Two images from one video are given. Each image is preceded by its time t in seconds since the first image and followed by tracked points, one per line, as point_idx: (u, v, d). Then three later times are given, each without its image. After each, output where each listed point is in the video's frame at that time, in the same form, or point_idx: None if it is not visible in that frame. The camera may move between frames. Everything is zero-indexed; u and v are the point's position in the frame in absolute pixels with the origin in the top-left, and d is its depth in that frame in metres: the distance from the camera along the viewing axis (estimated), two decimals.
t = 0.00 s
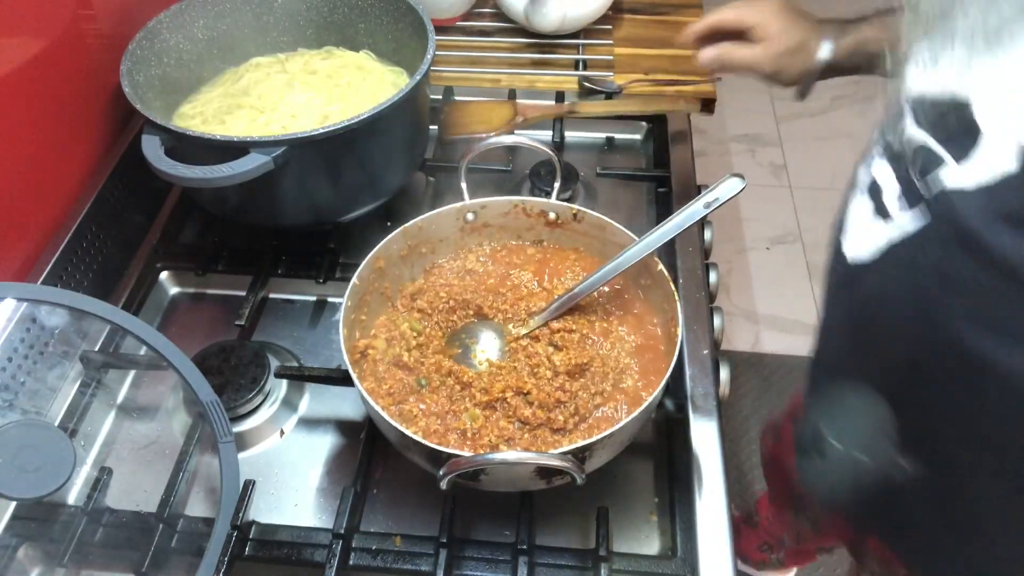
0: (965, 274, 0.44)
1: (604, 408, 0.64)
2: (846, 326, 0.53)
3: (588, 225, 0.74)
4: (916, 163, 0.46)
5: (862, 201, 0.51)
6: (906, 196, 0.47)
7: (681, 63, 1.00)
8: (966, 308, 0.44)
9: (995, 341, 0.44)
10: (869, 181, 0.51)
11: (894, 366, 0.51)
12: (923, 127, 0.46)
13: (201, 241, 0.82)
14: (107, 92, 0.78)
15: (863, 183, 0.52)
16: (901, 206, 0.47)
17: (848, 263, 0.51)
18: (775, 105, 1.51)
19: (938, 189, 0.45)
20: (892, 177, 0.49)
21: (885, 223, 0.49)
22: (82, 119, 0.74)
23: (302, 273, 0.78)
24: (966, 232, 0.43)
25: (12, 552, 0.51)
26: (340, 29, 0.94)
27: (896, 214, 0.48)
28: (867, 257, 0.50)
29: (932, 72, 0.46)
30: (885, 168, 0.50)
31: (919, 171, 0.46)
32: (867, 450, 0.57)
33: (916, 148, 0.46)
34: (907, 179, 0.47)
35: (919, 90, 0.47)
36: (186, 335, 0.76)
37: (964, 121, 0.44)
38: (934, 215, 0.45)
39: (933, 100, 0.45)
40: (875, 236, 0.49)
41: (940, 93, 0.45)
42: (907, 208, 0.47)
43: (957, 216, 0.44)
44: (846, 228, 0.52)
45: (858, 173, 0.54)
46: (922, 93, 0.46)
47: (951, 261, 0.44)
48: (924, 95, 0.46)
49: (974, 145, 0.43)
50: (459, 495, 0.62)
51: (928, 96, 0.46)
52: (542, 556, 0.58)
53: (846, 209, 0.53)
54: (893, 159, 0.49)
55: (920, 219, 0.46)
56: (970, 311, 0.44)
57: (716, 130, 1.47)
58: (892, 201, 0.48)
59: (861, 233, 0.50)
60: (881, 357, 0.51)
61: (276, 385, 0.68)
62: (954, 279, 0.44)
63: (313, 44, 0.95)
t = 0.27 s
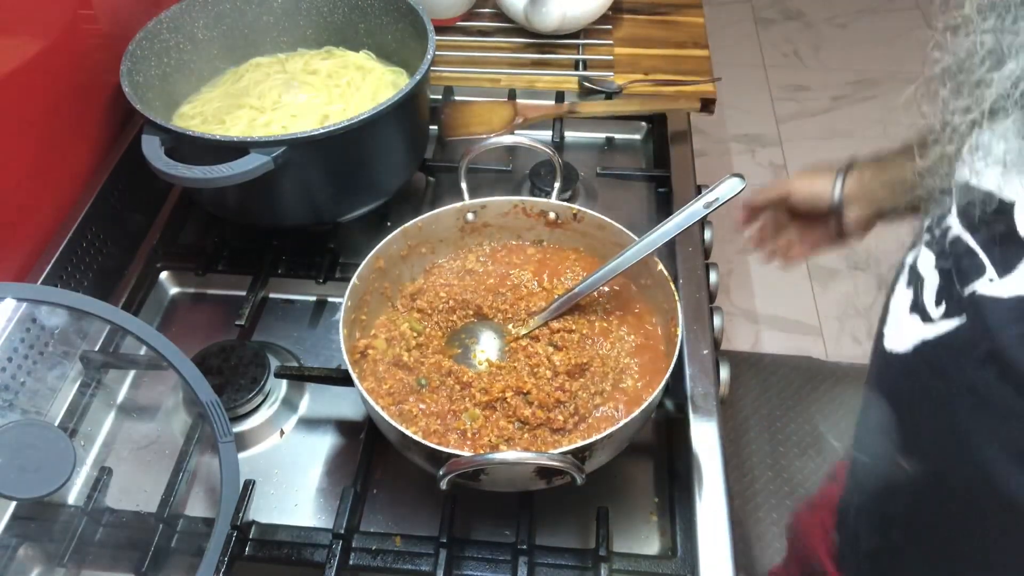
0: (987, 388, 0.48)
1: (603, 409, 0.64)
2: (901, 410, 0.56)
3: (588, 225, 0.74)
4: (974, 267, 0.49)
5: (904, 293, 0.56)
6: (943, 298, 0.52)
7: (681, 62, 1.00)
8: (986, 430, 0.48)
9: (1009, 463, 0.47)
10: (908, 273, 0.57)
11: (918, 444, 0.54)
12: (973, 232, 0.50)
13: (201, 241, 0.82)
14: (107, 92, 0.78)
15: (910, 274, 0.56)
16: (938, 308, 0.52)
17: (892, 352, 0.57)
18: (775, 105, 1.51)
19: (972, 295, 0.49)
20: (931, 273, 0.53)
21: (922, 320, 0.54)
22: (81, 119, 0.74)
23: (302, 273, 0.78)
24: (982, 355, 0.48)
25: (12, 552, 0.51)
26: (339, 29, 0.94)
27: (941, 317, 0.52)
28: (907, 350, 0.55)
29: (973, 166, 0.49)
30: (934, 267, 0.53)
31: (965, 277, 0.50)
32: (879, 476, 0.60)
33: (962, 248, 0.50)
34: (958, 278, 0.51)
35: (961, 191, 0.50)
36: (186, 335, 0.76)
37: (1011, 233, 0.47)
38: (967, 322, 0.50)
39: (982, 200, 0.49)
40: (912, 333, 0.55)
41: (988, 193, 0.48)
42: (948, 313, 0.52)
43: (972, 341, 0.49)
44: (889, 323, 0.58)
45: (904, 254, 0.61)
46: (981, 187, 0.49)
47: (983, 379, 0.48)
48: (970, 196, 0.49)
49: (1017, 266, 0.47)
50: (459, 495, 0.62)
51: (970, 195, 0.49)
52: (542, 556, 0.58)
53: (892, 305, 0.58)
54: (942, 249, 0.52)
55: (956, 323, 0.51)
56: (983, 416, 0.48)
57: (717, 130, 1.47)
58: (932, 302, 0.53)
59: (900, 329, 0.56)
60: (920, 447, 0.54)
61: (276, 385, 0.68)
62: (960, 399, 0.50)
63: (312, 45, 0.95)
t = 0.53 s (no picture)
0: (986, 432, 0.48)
1: (603, 409, 0.64)
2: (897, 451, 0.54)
3: (588, 225, 0.74)
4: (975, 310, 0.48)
5: (901, 333, 0.54)
6: (943, 341, 0.50)
7: (681, 63, 1.00)
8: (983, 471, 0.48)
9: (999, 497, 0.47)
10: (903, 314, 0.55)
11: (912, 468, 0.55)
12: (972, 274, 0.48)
13: (201, 241, 0.82)
14: (107, 92, 0.78)
15: (905, 315, 0.54)
16: (937, 351, 0.51)
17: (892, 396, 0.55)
18: (775, 105, 1.51)
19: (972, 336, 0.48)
20: (928, 315, 0.51)
21: (921, 364, 0.52)
22: (81, 119, 0.74)
23: (302, 273, 0.78)
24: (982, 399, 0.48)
25: (12, 551, 0.51)
26: (339, 29, 0.94)
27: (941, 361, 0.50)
28: (907, 393, 0.53)
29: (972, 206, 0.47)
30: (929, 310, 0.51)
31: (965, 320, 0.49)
32: (880, 480, 0.60)
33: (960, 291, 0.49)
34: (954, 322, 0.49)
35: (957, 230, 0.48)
36: (186, 335, 0.76)
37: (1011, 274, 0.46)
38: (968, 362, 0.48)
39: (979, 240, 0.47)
40: (911, 375, 0.53)
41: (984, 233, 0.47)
42: (948, 356, 0.50)
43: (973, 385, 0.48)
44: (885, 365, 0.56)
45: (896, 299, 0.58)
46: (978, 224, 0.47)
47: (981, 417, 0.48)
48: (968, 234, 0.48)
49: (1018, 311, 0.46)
50: (459, 495, 0.62)
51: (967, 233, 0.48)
52: (542, 556, 0.58)
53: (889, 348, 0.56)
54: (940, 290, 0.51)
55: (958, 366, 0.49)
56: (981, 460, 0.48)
57: (717, 130, 1.47)
58: (931, 345, 0.51)
59: (901, 369, 0.54)
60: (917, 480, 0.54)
61: (276, 384, 0.68)
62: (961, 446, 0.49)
63: (312, 45, 0.95)
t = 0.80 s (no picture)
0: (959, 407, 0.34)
1: (603, 409, 0.64)
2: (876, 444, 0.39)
3: (588, 225, 0.74)
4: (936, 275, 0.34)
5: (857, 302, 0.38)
6: (903, 305, 0.36)
7: (681, 62, 1.00)
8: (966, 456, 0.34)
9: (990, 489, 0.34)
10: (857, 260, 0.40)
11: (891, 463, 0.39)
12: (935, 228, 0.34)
13: (202, 241, 0.82)
14: (107, 93, 0.78)
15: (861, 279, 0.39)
16: (900, 317, 0.36)
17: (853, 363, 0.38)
18: (776, 105, 1.51)
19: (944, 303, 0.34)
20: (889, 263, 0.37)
21: (883, 330, 0.37)
22: (81, 119, 0.74)
23: (302, 273, 0.78)
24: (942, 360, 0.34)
25: (12, 551, 0.51)
26: (339, 29, 0.94)
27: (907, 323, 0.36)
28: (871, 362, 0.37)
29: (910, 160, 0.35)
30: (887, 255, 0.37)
31: (921, 282, 0.35)
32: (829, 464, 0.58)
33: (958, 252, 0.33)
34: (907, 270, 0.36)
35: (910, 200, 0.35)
36: (187, 335, 0.76)
37: (962, 228, 0.33)
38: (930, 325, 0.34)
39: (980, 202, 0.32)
40: (873, 343, 0.37)
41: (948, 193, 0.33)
42: (911, 321, 0.36)
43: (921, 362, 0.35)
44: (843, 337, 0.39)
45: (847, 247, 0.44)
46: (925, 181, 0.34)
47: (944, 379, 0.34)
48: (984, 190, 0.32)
49: (969, 272, 0.33)
50: (459, 495, 0.62)
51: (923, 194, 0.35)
52: (542, 556, 0.58)
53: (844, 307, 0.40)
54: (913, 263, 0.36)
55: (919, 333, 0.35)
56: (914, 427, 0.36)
57: (717, 130, 1.47)
58: (892, 305, 0.37)
59: (854, 335, 0.38)
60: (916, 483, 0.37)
61: (276, 385, 0.68)
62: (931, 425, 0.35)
63: (312, 45, 0.95)
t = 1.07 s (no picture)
0: (918, 329, 0.42)
1: (603, 409, 0.64)
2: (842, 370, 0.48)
3: (588, 225, 0.74)
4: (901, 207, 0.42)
5: (820, 246, 0.48)
6: (863, 243, 0.45)
7: (682, 63, 1.00)
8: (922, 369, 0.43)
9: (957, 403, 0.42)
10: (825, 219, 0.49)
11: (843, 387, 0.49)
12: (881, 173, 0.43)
13: (201, 241, 0.82)
14: (107, 92, 0.78)
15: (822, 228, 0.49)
16: (862, 254, 0.45)
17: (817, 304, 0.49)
18: (776, 105, 1.51)
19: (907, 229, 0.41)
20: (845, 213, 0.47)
21: (840, 269, 0.47)
22: (82, 119, 0.74)
23: (302, 273, 0.78)
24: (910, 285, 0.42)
25: (12, 552, 0.51)
26: (339, 29, 0.94)
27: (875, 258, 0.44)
28: (833, 302, 0.47)
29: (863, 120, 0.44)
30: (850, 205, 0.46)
31: (881, 215, 0.43)
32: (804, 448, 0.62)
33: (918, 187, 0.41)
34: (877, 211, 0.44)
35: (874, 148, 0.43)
36: (187, 335, 0.76)
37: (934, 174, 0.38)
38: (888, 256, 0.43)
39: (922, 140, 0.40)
40: (835, 284, 0.47)
41: (900, 135, 0.41)
42: (871, 256, 0.44)
43: (893, 285, 0.43)
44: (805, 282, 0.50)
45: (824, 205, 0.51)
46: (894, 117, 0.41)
47: (913, 299, 0.42)
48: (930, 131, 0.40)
49: (928, 198, 0.40)
50: (459, 495, 0.62)
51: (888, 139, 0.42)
52: (542, 556, 0.58)
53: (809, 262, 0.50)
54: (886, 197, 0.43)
55: (880, 266, 0.44)
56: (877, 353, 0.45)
57: (717, 130, 1.47)
58: (852, 246, 0.46)
59: (822, 280, 0.48)
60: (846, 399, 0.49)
61: (276, 385, 0.68)
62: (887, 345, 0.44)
63: (312, 45, 0.95)
